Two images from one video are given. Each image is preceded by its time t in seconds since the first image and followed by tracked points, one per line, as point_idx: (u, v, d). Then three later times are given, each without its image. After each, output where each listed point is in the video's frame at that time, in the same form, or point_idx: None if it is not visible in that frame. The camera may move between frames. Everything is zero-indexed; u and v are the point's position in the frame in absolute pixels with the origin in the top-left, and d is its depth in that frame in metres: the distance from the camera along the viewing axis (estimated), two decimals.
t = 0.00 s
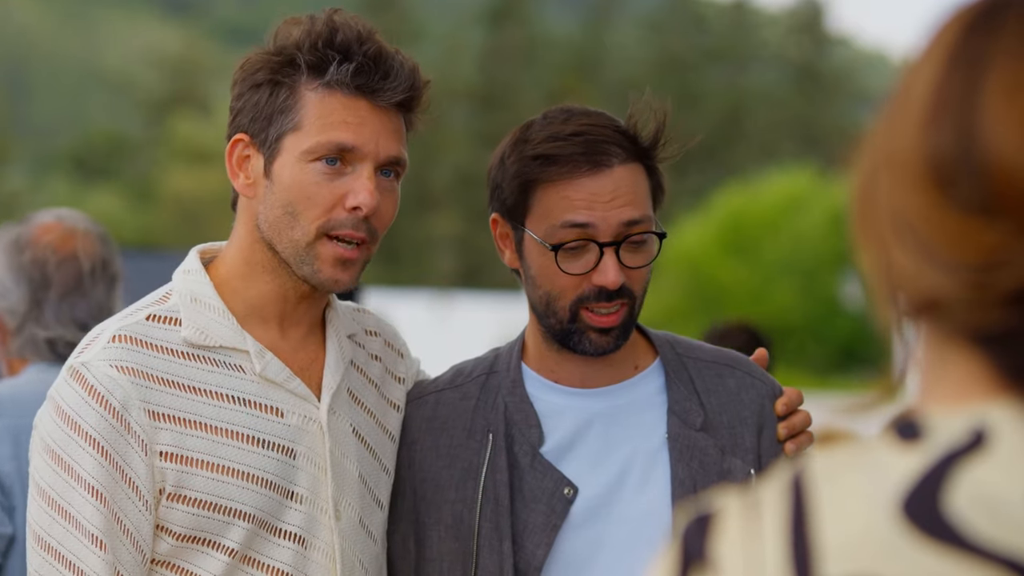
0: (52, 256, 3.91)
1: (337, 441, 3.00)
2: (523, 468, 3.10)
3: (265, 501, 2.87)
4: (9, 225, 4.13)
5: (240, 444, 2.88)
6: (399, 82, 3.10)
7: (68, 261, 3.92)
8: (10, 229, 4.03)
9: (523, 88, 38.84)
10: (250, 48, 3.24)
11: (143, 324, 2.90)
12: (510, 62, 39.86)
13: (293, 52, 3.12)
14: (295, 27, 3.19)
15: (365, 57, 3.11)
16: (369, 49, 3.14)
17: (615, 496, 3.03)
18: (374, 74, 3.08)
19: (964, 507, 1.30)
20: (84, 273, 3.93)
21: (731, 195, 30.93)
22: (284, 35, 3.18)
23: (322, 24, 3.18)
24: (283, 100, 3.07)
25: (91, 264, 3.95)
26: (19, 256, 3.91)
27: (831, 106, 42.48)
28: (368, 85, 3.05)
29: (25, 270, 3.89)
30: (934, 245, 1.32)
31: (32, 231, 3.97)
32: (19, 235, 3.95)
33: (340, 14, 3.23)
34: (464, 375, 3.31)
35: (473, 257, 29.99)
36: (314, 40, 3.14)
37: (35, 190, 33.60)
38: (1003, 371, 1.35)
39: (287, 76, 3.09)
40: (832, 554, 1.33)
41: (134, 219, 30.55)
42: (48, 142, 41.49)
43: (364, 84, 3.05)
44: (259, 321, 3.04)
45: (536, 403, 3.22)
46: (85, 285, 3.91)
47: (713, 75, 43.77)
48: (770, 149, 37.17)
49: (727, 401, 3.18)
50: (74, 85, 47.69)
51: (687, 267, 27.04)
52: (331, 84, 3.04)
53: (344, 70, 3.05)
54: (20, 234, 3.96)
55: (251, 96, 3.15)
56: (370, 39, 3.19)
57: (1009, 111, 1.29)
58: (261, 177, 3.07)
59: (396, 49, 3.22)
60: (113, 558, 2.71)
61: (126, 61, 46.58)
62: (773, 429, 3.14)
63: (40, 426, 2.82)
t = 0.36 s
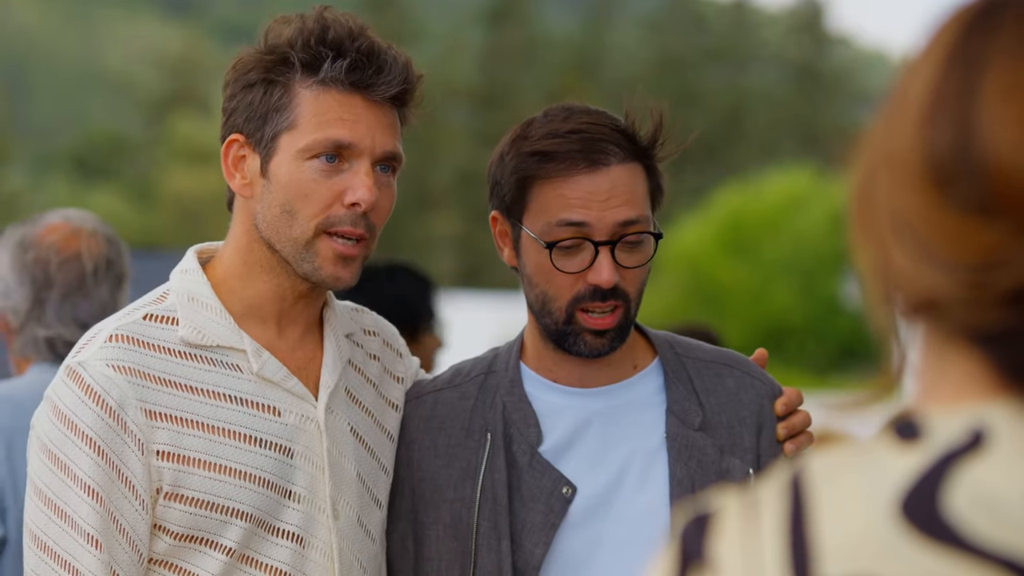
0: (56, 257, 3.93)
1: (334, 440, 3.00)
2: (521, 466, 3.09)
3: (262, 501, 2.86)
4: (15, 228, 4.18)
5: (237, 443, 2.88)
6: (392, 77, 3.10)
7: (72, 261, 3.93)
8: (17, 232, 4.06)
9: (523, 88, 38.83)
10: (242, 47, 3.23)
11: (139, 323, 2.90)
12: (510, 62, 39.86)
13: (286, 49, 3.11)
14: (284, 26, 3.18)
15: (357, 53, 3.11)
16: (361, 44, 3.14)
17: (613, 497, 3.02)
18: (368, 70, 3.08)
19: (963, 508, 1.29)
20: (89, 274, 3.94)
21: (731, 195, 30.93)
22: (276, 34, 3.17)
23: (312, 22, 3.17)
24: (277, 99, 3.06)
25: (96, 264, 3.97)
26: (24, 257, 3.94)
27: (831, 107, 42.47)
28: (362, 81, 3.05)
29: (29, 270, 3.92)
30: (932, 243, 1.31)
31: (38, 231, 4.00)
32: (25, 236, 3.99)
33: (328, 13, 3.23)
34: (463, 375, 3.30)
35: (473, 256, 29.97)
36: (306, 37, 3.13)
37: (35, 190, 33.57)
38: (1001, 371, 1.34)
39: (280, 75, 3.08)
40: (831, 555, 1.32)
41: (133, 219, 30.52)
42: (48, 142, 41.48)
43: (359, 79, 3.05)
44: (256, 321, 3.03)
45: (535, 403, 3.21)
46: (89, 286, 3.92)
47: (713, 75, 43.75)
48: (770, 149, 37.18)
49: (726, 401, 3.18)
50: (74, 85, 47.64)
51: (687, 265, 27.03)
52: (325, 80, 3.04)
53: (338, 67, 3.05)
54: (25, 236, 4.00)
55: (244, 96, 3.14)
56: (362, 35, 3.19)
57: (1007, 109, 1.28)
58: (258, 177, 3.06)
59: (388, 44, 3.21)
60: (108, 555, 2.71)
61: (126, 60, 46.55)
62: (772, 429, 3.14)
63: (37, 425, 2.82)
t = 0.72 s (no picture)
0: (116, 262, 4.04)
1: (332, 438, 3.00)
2: (519, 465, 3.09)
3: (260, 500, 2.86)
4: (42, 223, 4.19)
5: (234, 442, 2.87)
6: (382, 63, 3.12)
7: (126, 269, 4.06)
8: (55, 224, 4.08)
9: (523, 86, 38.83)
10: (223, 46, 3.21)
11: (136, 323, 2.90)
12: (510, 61, 39.87)
13: (271, 47, 3.10)
14: (252, 28, 3.16)
15: (344, 42, 3.11)
16: (346, 34, 3.14)
17: (616, 496, 3.02)
18: (359, 58, 3.09)
19: (960, 507, 1.29)
20: (139, 284, 4.10)
21: (730, 194, 30.94)
22: (249, 37, 3.15)
23: (289, 17, 3.15)
24: (268, 99, 3.06)
25: (139, 276, 4.12)
26: (80, 254, 4.00)
27: (830, 106, 42.50)
28: (354, 70, 3.07)
29: (87, 270, 3.99)
30: (929, 240, 1.31)
31: (88, 230, 4.06)
32: (76, 233, 4.04)
33: (301, 8, 3.22)
34: (462, 373, 3.30)
35: (473, 255, 29.96)
36: (290, 32, 3.12)
37: (35, 188, 33.53)
38: (1002, 369, 1.34)
39: (267, 74, 3.08)
40: (831, 553, 1.32)
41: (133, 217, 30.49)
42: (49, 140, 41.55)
43: (348, 69, 3.07)
44: (255, 319, 3.03)
45: (534, 401, 3.20)
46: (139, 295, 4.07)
47: (713, 73, 43.74)
48: (770, 148, 37.16)
49: (725, 400, 3.18)
50: (74, 84, 47.63)
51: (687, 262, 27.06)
52: (316, 74, 3.05)
53: (329, 59, 3.06)
54: (79, 231, 4.04)
55: (230, 99, 3.13)
56: (347, 26, 3.18)
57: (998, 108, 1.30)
58: (257, 178, 3.05)
59: (373, 33, 3.21)
60: (107, 554, 2.71)
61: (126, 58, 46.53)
62: (772, 427, 3.15)
63: (36, 425, 2.83)
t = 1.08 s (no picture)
0: (128, 266, 4.10)
1: (327, 438, 3.00)
2: (515, 463, 3.09)
3: (256, 499, 2.87)
4: (45, 220, 4.20)
5: (228, 442, 2.88)
6: (392, 99, 3.09)
7: (137, 272, 4.13)
8: (62, 223, 4.10)
9: (523, 85, 38.85)
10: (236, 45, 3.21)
11: (129, 323, 2.90)
12: (510, 60, 39.89)
13: (283, 65, 3.09)
14: (272, 31, 3.16)
15: (358, 74, 3.09)
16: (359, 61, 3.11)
17: (611, 493, 3.02)
18: (370, 89, 3.06)
19: (965, 504, 1.29)
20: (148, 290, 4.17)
21: (731, 193, 30.94)
22: (270, 43, 3.14)
23: (308, 37, 3.14)
24: (275, 116, 3.04)
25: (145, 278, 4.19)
26: (94, 257, 4.04)
27: (830, 104, 42.47)
28: (363, 100, 3.04)
29: (101, 272, 4.04)
30: (928, 239, 1.31)
31: (95, 232, 4.10)
32: (89, 233, 4.08)
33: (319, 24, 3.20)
34: (459, 372, 3.30)
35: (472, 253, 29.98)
36: (306, 54, 3.10)
37: (34, 186, 33.53)
38: (1002, 367, 1.34)
39: (278, 90, 3.07)
40: (828, 554, 1.32)
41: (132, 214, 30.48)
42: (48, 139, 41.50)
43: (360, 98, 3.04)
44: (249, 319, 3.04)
45: (530, 400, 3.20)
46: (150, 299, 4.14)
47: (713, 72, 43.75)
48: (769, 147, 37.16)
49: (722, 398, 3.18)
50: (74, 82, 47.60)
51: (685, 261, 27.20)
52: (324, 99, 3.03)
53: (337, 83, 3.03)
54: (91, 234, 4.08)
55: (239, 107, 3.11)
56: (360, 52, 3.16)
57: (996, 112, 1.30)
58: (257, 193, 3.04)
59: (387, 59, 3.20)
60: (99, 556, 2.71)
61: (125, 55, 46.48)
62: (767, 426, 3.15)
63: (30, 424, 2.83)
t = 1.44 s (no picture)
0: (118, 268, 4.13)
1: (325, 438, 3.00)
2: (516, 464, 3.09)
3: (254, 500, 2.87)
4: (34, 219, 4.21)
5: (227, 443, 2.88)
6: (394, 83, 3.10)
7: (126, 274, 4.15)
8: (51, 224, 4.11)
9: (523, 86, 38.86)
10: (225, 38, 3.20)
11: (129, 325, 2.91)
12: (510, 60, 39.90)
13: (285, 60, 3.08)
14: (262, 29, 3.14)
15: (359, 63, 3.09)
16: (361, 54, 3.12)
17: (612, 493, 3.03)
18: (372, 78, 3.07)
19: (968, 505, 1.29)
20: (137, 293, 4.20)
21: (731, 194, 30.98)
22: (262, 40, 3.12)
23: (303, 31, 3.13)
24: (277, 109, 3.05)
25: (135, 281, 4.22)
26: (83, 259, 4.05)
27: (830, 105, 42.52)
28: (366, 91, 3.05)
29: (91, 275, 4.05)
30: (933, 238, 1.31)
31: (84, 233, 4.12)
32: (79, 235, 4.09)
33: (313, 21, 3.19)
34: (459, 373, 3.30)
35: (472, 254, 30.02)
36: (305, 47, 3.10)
37: (34, 186, 33.54)
38: (1006, 365, 1.35)
39: (278, 85, 3.07)
40: (834, 551, 1.32)
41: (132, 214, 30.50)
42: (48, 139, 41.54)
43: (363, 90, 3.05)
44: (248, 320, 3.04)
45: (530, 400, 3.20)
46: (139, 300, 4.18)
47: (713, 73, 43.76)
48: (770, 148, 37.18)
49: (721, 399, 3.18)
50: (73, 82, 47.63)
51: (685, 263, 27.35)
52: (328, 92, 3.03)
53: (342, 79, 3.04)
54: (81, 235, 4.09)
55: (237, 105, 3.11)
56: (361, 45, 3.16)
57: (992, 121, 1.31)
58: (258, 187, 3.05)
59: (386, 50, 3.20)
60: (99, 555, 2.72)
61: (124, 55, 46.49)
62: (767, 425, 3.16)
63: (30, 425, 2.83)
